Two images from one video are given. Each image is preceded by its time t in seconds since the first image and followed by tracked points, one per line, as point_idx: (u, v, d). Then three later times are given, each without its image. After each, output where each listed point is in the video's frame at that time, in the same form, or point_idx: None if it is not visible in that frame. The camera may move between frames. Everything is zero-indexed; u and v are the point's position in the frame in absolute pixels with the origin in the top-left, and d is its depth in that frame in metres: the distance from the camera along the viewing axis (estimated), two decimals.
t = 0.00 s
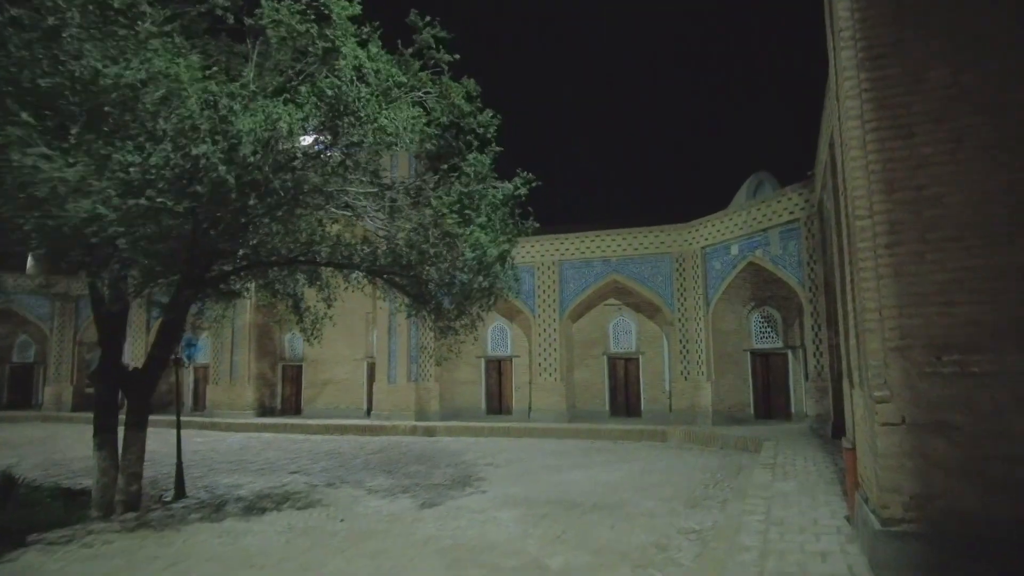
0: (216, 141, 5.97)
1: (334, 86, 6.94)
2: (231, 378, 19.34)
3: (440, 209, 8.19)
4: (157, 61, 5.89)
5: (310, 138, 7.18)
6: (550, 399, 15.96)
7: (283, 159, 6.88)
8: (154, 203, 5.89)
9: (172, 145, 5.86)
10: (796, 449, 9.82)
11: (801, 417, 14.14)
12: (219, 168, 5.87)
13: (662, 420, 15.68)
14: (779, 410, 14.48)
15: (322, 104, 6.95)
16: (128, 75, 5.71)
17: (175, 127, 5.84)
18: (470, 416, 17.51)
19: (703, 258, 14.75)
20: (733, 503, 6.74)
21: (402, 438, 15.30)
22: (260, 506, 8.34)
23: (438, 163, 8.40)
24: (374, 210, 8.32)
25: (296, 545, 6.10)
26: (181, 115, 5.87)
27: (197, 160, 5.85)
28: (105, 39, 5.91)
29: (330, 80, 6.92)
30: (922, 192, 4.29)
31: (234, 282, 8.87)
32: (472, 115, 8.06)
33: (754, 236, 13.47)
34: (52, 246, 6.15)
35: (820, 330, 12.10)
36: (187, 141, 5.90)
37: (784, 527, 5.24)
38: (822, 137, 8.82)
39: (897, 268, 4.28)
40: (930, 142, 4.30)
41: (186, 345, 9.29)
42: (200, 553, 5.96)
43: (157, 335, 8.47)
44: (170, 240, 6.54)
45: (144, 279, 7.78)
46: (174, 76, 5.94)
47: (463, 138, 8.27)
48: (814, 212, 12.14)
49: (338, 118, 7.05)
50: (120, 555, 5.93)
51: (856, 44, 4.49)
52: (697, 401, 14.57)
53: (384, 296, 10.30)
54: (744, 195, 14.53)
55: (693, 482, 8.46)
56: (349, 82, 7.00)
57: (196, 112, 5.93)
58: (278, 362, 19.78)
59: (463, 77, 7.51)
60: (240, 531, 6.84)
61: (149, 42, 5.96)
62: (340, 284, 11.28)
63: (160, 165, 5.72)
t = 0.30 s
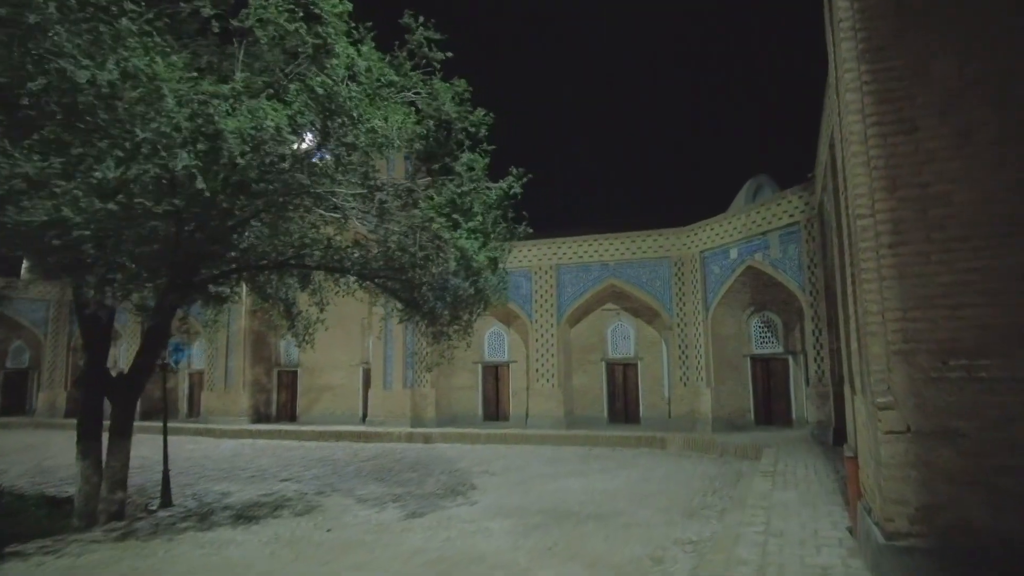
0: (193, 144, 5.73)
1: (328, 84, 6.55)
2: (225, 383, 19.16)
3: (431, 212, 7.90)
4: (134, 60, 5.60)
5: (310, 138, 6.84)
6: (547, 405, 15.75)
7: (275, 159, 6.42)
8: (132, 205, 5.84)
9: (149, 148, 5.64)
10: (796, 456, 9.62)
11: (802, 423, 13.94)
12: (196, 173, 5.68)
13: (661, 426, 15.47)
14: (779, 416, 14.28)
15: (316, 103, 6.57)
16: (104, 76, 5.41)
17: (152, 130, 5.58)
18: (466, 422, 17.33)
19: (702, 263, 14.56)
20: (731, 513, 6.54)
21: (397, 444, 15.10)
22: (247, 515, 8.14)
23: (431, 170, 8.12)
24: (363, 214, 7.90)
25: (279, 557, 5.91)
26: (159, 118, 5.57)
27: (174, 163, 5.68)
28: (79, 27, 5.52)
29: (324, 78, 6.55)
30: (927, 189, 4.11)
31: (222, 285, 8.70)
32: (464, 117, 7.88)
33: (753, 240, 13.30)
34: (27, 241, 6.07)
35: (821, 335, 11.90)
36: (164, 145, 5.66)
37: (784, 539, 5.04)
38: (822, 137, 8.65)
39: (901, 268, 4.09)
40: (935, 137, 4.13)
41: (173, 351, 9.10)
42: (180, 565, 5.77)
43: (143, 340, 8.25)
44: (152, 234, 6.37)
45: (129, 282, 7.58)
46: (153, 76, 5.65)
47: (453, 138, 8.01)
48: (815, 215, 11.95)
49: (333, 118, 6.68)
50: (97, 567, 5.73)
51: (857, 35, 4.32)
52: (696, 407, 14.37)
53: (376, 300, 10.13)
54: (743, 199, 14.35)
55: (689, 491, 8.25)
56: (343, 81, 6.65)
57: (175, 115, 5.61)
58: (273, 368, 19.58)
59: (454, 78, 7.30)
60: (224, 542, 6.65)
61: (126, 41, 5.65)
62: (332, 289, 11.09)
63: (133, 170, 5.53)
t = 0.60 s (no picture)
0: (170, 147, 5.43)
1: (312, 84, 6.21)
2: (214, 393, 18.88)
3: (412, 217, 7.81)
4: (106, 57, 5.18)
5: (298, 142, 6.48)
6: (540, 415, 15.51)
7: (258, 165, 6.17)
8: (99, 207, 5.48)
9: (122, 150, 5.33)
10: (793, 468, 9.40)
11: (799, 434, 13.73)
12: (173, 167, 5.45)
13: (655, 437, 15.24)
14: (775, 426, 14.14)
15: (296, 101, 6.18)
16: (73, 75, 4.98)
17: (124, 130, 5.24)
18: (458, 432, 17.07)
19: (697, 271, 14.38)
20: (725, 528, 6.32)
21: (387, 455, 14.83)
22: (226, 530, 7.88)
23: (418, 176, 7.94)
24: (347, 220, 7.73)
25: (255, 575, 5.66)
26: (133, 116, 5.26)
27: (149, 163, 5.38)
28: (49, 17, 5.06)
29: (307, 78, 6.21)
30: (930, 188, 3.93)
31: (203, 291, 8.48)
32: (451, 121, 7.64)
33: (748, 247, 13.13)
34: None
35: (817, 344, 11.70)
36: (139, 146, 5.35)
37: (781, 558, 4.82)
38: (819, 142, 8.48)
39: (903, 273, 3.90)
40: (937, 134, 3.95)
41: (153, 360, 8.85)
42: None
43: (121, 349, 7.98)
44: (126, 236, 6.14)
45: (104, 287, 7.33)
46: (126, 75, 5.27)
47: (439, 143, 7.83)
48: (811, 223, 11.79)
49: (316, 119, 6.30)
50: None
51: (856, 29, 4.15)
52: (692, 417, 14.15)
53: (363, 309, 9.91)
54: (738, 206, 14.17)
55: (683, 505, 8.02)
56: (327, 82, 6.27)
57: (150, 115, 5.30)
58: (263, 378, 19.31)
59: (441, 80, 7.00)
60: (200, 559, 6.39)
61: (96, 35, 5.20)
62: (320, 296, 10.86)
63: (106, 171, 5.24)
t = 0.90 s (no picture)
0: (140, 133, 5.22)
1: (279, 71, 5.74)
2: (196, 397, 18.59)
3: (391, 216, 7.60)
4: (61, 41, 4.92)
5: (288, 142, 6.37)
6: (527, 420, 15.31)
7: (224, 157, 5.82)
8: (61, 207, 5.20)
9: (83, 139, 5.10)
10: (781, 473, 9.26)
11: (787, 438, 13.59)
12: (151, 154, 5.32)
13: (643, 441, 15.08)
14: (763, 431, 13.97)
15: (258, 92, 5.69)
16: (25, 61, 4.76)
17: (86, 117, 5.04)
18: (445, 437, 16.86)
19: (685, 274, 14.24)
20: (711, 536, 6.16)
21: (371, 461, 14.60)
22: (198, 538, 7.64)
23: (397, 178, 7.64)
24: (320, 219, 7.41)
25: None
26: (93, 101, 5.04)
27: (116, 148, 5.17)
28: None
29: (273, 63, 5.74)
30: (922, 183, 3.79)
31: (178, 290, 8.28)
32: (432, 118, 7.36)
33: (736, 250, 13.00)
34: None
35: (805, 347, 11.58)
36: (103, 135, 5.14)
37: (768, 567, 4.66)
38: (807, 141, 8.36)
39: (894, 271, 3.76)
40: (930, 127, 3.81)
41: (126, 362, 8.60)
42: None
43: (91, 351, 7.70)
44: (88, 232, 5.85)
45: (72, 287, 7.06)
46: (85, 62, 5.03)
47: (420, 141, 7.39)
48: (799, 225, 11.67)
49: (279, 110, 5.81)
50: None
51: (844, 18, 4.01)
52: (680, 421, 14.00)
53: (343, 311, 9.69)
54: (727, 208, 14.03)
55: (669, 512, 7.85)
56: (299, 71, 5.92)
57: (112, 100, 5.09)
58: (247, 381, 19.02)
59: (420, 76, 6.92)
60: (168, 570, 6.16)
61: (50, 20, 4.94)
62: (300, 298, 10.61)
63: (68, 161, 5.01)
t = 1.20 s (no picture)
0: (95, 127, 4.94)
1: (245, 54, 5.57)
2: (182, 398, 18.33)
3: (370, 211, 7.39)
4: (5, 28, 4.79)
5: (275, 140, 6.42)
6: (517, 421, 15.12)
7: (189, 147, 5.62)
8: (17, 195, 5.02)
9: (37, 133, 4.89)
10: (771, 475, 9.10)
11: (779, 440, 13.45)
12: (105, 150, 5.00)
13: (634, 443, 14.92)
14: (755, 432, 13.82)
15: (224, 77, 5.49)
16: None
17: (37, 109, 4.79)
18: (434, 438, 16.67)
19: (676, 273, 14.10)
20: (698, 539, 5.99)
21: (358, 462, 14.39)
22: (172, 543, 7.42)
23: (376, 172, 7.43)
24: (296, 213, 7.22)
25: None
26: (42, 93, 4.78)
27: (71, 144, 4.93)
28: None
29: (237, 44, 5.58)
30: (913, 171, 3.63)
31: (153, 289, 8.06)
32: (409, 108, 7.19)
33: (727, 249, 12.87)
34: None
35: (797, 347, 11.43)
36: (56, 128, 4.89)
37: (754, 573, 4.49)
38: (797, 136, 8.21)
39: (883, 264, 3.61)
40: (921, 112, 3.65)
41: (101, 362, 8.39)
42: None
43: (62, 350, 7.45)
44: (48, 226, 5.66)
45: (41, 283, 6.82)
46: (33, 48, 4.82)
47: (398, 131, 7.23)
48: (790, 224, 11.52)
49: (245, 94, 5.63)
50: None
51: None
52: (670, 422, 13.84)
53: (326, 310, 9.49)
54: (717, 208, 13.87)
55: (657, 515, 7.68)
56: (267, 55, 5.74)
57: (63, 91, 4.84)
58: (233, 382, 18.77)
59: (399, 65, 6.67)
60: None
61: None
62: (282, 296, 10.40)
63: (21, 155, 4.83)
